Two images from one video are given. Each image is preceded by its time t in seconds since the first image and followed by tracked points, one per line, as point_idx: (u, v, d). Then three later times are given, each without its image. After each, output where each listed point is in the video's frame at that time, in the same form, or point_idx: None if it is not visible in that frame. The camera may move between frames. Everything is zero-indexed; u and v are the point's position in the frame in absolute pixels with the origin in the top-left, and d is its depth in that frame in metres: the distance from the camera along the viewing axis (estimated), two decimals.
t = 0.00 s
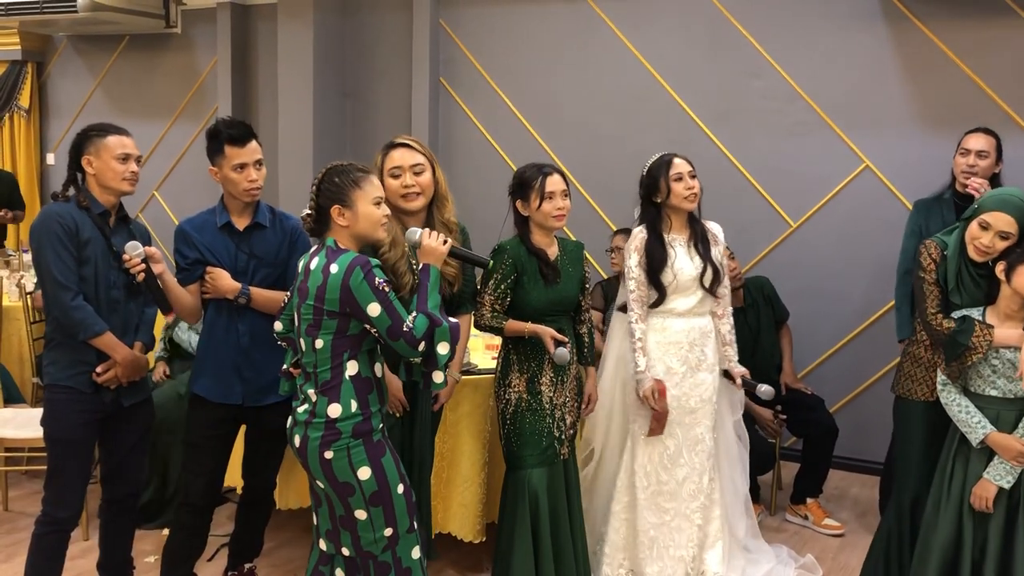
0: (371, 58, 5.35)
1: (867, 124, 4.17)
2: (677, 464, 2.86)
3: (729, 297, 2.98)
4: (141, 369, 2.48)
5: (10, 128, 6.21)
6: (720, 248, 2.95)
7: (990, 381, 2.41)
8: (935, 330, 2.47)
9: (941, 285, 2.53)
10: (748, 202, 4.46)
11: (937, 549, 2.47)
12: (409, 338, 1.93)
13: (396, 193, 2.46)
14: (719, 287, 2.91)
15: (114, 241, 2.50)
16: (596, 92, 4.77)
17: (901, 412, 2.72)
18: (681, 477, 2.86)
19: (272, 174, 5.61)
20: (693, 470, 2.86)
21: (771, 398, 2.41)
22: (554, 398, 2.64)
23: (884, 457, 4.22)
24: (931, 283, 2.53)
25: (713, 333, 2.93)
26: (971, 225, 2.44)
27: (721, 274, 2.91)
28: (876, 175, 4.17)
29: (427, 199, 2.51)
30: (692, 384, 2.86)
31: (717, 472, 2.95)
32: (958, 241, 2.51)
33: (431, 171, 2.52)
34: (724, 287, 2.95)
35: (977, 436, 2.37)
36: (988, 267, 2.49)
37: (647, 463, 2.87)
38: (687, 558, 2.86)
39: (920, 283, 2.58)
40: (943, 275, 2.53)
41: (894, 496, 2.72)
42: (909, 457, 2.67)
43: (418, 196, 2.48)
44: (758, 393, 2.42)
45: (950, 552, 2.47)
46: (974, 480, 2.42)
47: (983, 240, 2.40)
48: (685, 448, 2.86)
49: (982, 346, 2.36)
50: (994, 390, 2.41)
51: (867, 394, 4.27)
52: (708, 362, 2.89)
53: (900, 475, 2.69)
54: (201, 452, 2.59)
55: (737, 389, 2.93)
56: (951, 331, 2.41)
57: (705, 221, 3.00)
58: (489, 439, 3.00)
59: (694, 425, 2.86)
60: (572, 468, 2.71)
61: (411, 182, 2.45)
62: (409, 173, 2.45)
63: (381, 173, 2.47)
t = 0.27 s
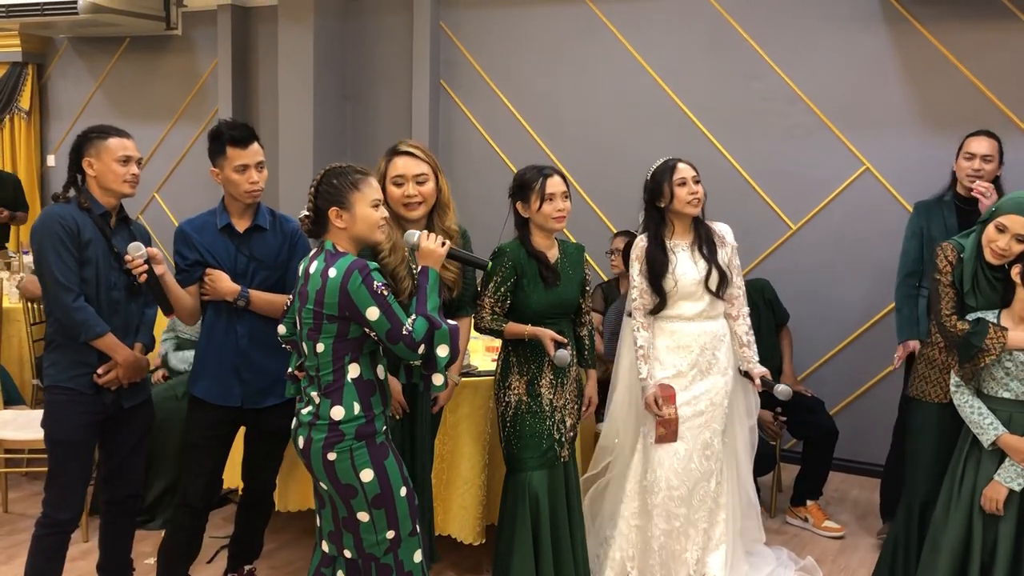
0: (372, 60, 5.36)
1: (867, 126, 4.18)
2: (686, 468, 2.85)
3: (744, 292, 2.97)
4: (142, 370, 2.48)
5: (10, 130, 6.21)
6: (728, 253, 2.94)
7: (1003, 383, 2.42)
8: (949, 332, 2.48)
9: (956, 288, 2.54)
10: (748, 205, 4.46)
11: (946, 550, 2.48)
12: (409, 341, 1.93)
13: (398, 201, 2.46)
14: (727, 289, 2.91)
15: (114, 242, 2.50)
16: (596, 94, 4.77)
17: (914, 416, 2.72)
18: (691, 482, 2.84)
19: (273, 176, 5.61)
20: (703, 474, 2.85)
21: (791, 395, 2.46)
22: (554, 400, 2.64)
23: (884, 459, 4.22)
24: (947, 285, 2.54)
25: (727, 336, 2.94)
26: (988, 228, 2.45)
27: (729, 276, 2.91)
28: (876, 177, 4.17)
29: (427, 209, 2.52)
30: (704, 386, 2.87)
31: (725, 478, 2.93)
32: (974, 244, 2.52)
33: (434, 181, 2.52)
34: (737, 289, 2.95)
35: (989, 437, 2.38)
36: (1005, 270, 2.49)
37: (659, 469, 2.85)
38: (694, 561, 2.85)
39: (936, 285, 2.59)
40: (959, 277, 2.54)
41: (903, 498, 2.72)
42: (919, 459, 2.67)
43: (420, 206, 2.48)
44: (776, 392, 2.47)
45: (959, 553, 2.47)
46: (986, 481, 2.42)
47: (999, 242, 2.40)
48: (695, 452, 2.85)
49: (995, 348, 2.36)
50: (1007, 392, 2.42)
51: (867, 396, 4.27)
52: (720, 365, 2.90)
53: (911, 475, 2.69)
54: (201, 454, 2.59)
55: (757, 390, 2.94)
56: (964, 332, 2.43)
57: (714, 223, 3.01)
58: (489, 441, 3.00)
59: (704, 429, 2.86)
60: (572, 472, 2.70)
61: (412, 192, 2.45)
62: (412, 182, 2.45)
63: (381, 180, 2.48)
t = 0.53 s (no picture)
0: (370, 61, 5.36)
1: (865, 128, 4.18)
2: (685, 468, 2.86)
3: (748, 289, 2.93)
4: (142, 372, 2.48)
5: (9, 132, 6.21)
6: (729, 251, 2.91)
7: (1012, 384, 2.42)
8: (960, 333, 2.49)
9: (968, 290, 2.53)
10: (747, 206, 4.46)
11: (948, 549, 2.51)
12: (412, 341, 1.93)
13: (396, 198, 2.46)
14: (728, 290, 2.88)
15: (114, 244, 2.50)
16: (594, 96, 4.77)
17: (926, 416, 2.72)
18: (688, 482, 2.86)
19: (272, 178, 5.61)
20: (700, 474, 2.86)
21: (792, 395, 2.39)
22: (553, 402, 2.64)
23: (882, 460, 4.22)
24: (959, 287, 2.54)
25: (731, 337, 2.91)
26: (1001, 230, 2.43)
27: (729, 277, 2.87)
28: (875, 179, 4.17)
29: (427, 205, 2.52)
30: (704, 386, 2.87)
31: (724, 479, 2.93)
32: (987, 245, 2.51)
33: (431, 176, 2.52)
34: (740, 285, 2.92)
35: (988, 421, 2.37)
36: (1017, 272, 2.48)
37: (657, 469, 2.87)
38: (692, 562, 2.85)
39: (948, 286, 2.58)
40: (971, 278, 2.52)
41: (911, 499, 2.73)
42: (927, 461, 2.66)
43: (418, 202, 2.48)
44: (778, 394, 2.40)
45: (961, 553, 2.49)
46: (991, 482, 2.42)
47: (1012, 245, 2.39)
48: (694, 451, 2.86)
49: (1005, 351, 2.36)
50: (1015, 393, 2.41)
51: (866, 398, 4.27)
52: (721, 367, 2.89)
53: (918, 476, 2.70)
54: (199, 455, 2.59)
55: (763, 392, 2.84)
56: (975, 334, 2.43)
57: (716, 222, 2.98)
58: (488, 443, 2.99)
59: (704, 431, 2.87)
60: (571, 474, 2.70)
61: (411, 187, 2.46)
62: (409, 178, 2.46)
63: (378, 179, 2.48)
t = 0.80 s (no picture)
0: (368, 62, 5.36)
1: (863, 128, 4.19)
2: (678, 470, 2.85)
3: (741, 292, 2.91)
4: (139, 374, 2.47)
5: (5, 133, 6.19)
6: (721, 255, 2.89)
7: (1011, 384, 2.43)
8: (962, 332, 2.52)
9: (971, 290, 2.55)
10: (744, 207, 4.46)
11: (949, 550, 2.50)
12: (423, 339, 1.94)
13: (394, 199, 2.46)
14: (712, 295, 2.87)
15: (112, 245, 2.50)
16: (592, 97, 4.77)
17: (930, 417, 2.72)
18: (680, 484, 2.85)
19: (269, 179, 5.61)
20: (692, 476, 2.86)
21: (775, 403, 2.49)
22: (550, 402, 2.64)
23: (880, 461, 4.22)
24: (962, 287, 2.55)
25: (723, 339, 2.91)
26: (1005, 231, 2.45)
27: (714, 282, 2.86)
28: (872, 179, 4.18)
29: (427, 204, 2.52)
30: (697, 387, 2.87)
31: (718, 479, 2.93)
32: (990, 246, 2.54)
33: (429, 176, 2.52)
34: (733, 287, 2.90)
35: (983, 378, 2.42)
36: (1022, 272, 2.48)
37: (649, 470, 2.87)
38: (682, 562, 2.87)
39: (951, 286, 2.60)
40: (974, 278, 2.54)
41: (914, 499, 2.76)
42: (930, 458, 2.69)
43: (417, 202, 2.48)
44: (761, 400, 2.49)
45: (960, 554, 2.49)
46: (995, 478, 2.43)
47: (1015, 246, 2.40)
48: (686, 453, 2.85)
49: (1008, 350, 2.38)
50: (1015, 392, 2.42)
51: (863, 399, 4.28)
52: (715, 368, 2.88)
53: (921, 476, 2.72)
54: (196, 457, 2.59)
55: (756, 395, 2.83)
56: (977, 334, 2.46)
57: (708, 224, 2.96)
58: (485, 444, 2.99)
59: (696, 432, 2.86)
60: (569, 475, 2.70)
61: (410, 188, 2.46)
62: (408, 178, 2.46)
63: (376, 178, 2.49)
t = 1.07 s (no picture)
0: (364, 62, 5.36)
1: (859, 128, 4.19)
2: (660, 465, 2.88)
3: (725, 289, 2.87)
4: (136, 374, 2.47)
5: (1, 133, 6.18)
6: (705, 253, 2.88)
7: (1004, 384, 2.44)
8: (955, 332, 2.55)
9: (964, 290, 2.56)
10: (740, 207, 4.47)
11: (943, 551, 2.50)
12: (433, 343, 1.96)
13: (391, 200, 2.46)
14: (695, 293, 2.86)
15: (110, 246, 2.49)
16: (588, 97, 4.78)
17: (925, 416, 2.72)
18: (663, 482, 2.87)
19: (265, 179, 5.61)
20: (674, 473, 2.87)
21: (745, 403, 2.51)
22: (547, 402, 2.64)
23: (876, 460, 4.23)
24: (955, 287, 2.57)
25: (704, 338, 2.89)
26: (996, 230, 2.45)
27: (698, 280, 2.86)
28: (868, 179, 4.19)
29: (427, 209, 2.51)
30: (681, 385, 2.87)
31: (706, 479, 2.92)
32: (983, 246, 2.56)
33: (433, 181, 2.52)
34: (716, 284, 2.86)
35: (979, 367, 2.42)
36: (1014, 272, 2.49)
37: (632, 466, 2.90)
38: (666, 561, 2.88)
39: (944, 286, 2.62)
40: (968, 277, 2.56)
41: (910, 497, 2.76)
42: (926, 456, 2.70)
43: (422, 206, 2.47)
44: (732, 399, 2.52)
45: (956, 553, 2.50)
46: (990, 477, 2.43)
47: (1007, 245, 2.41)
48: (669, 450, 2.87)
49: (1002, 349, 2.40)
50: (1008, 392, 2.43)
51: (859, 398, 4.29)
52: (699, 367, 2.87)
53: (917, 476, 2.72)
54: (193, 458, 2.58)
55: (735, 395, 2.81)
56: (971, 334, 2.50)
57: (692, 221, 2.95)
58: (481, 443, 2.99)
59: (679, 430, 2.87)
60: (565, 473, 2.71)
61: (416, 192, 2.44)
62: (413, 182, 2.44)
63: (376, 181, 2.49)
